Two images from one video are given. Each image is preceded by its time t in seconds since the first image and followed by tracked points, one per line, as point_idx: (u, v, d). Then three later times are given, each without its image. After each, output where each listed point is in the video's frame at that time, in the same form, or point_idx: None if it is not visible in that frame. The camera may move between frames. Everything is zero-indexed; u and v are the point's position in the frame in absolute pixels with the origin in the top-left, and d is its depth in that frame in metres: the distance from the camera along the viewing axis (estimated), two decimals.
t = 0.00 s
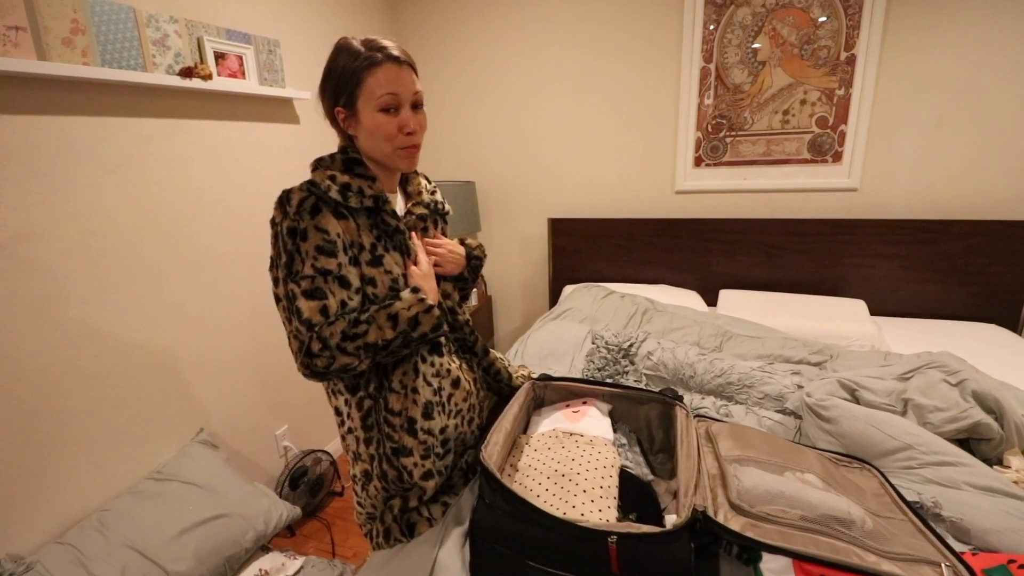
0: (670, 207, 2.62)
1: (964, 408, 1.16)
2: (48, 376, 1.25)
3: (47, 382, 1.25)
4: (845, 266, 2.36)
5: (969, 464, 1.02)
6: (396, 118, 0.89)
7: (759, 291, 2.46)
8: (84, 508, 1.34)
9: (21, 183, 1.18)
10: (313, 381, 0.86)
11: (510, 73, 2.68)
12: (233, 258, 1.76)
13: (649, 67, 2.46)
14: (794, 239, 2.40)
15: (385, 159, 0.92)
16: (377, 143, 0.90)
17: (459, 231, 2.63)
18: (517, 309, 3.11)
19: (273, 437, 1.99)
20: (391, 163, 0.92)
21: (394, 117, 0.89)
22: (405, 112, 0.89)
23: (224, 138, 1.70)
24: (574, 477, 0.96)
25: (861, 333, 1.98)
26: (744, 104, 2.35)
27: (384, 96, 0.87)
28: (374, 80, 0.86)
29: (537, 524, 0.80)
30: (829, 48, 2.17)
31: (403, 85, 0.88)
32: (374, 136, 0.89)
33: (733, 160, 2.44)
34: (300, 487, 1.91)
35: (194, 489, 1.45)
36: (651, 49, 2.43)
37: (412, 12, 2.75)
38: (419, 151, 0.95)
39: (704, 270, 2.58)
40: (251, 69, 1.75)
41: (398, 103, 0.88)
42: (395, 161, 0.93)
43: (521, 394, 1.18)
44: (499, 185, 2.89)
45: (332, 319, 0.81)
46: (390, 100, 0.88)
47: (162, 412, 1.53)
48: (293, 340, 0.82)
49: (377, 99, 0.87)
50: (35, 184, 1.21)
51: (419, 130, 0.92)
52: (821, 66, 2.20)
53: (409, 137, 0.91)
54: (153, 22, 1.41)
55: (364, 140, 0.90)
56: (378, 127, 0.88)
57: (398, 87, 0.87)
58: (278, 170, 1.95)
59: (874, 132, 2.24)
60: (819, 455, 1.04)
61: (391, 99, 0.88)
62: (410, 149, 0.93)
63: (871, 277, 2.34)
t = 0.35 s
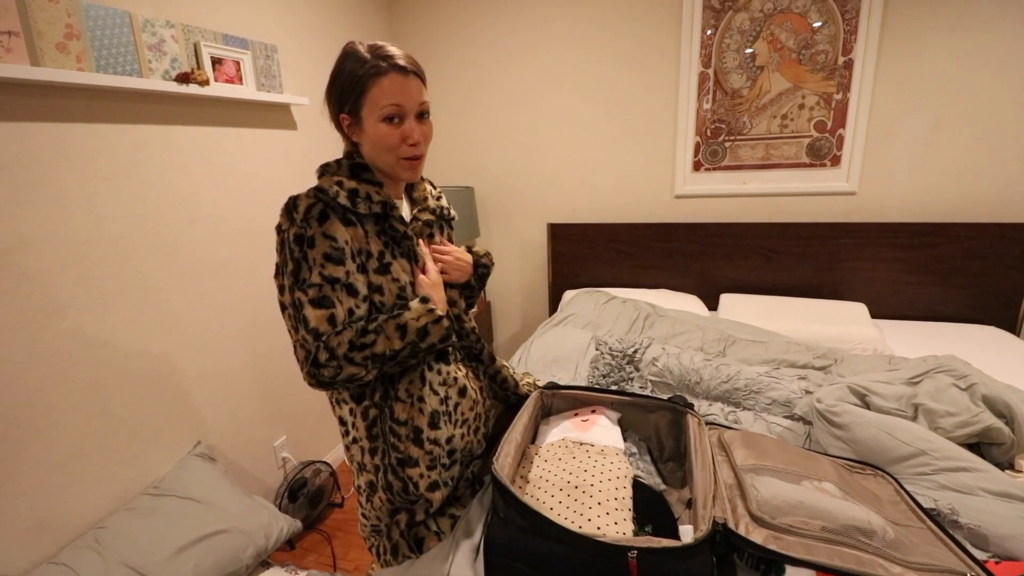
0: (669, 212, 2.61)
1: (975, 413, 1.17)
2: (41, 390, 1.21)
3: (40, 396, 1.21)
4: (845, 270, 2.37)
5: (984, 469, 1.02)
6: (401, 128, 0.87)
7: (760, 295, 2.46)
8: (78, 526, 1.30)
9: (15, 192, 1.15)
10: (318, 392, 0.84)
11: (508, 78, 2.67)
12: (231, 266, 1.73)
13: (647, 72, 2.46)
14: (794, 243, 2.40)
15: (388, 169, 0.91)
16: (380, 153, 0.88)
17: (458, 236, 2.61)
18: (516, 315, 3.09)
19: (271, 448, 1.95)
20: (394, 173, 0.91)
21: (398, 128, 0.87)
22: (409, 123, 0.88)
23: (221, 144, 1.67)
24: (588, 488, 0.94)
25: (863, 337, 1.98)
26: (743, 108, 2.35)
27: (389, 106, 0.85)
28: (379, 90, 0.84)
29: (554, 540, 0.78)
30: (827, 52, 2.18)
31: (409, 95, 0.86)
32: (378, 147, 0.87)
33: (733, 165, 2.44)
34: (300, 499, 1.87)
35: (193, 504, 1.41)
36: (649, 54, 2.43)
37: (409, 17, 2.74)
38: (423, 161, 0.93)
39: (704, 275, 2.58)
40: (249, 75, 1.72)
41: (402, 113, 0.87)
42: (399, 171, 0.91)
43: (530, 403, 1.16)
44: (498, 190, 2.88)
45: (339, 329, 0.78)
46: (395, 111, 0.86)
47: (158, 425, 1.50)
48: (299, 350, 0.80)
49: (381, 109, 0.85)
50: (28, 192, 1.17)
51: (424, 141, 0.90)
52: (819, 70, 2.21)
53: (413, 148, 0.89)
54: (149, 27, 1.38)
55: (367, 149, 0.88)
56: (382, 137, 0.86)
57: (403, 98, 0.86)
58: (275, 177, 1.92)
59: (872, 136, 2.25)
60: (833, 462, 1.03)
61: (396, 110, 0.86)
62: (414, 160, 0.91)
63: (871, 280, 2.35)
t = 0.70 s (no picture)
0: (665, 215, 2.62)
1: (973, 417, 1.19)
2: (28, 395, 1.18)
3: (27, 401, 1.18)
4: (838, 274, 2.39)
5: (984, 474, 1.03)
6: (406, 132, 0.86)
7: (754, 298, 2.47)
8: (66, 535, 1.27)
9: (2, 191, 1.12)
10: (321, 397, 0.83)
11: (504, 80, 2.66)
12: (224, 268, 1.70)
13: (643, 75, 2.47)
14: (788, 247, 2.42)
15: (392, 173, 0.89)
16: (384, 158, 0.87)
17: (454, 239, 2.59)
18: (510, 317, 3.08)
19: (264, 454, 1.92)
20: (398, 178, 0.90)
21: (403, 133, 0.86)
22: (414, 128, 0.86)
23: (215, 144, 1.65)
24: (592, 495, 0.93)
25: (858, 341, 1.99)
26: (738, 113, 2.36)
27: (394, 111, 0.84)
28: (384, 94, 0.83)
29: (562, 549, 0.77)
30: (821, 58, 2.20)
31: (414, 99, 0.85)
32: (382, 151, 0.86)
33: (728, 169, 2.45)
34: (293, 505, 1.84)
35: (186, 511, 1.38)
36: (645, 58, 2.44)
37: (405, 17, 2.72)
38: (427, 166, 0.92)
39: (699, 278, 2.59)
40: (243, 73, 1.70)
41: (407, 118, 0.86)
42: (403, 177, 0.90)
43: (530, 410, 1.14)
44: (493, 192, 2.86)
45: (344, 334, 0.77)
46: (400, 116, 0.85)
47: (149, 431, 1.46)
48: (303, 355, 0.79)
49: (385, 114, 0.84)
50: (15, 192, 1.14)
51: (428, 147, 0.89)
52: (814, 76, 2.23)
53: (418, 153, 0.88)
54: (142, 24, 1.35)
55: (371, 153, 0.87)
56: (386, 142, 0.85)
57: (408, 103, 0.84)
58: (269, 177, 1.90)
59: (865, 141, 2.27)
60: (835, 467, 1.03)
61: (401, 114, 0.85)
62: (418, 165, 0.90)
63: (864, 284, 2.37)
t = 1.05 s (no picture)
0: (662, 209, 2.62)
1: (969, 409, 1.21)
2: (21, 393, 1.16)
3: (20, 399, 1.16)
4: (833, 268, 2.40)
5: (979, 465, 1.05)
6: (408, 125, 0.85)
7: (750, 292, 2.48)
8: (62, 534, 1.26)
9: None
10: (319, 392, 0.82)
11: (500, 73, 2.64)
12: (219, 263, 1.68)
13: (640, 69, 2.46)
14: (784, 241, 2.43)
15: (394, 167, 0.88)
16: (386, 151, 0.86)
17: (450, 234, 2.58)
18: (507, 312, 3.07)
19: (261, 450, 1.91)
20: (401, 171, 0.89)
21: (406, 126, 0.85)
22: (417, 121, 0.85)
23: (208, 137, 1.62)
24: (594, 489, 0.93)
25: (853, 334, 2.01)
26: (735, 107, 2.36)
27: (396, 104, 0.83)
28: (386, 86, 0.82)
29: (566, 543, 0.77)
30: (818, 52, 2.20)
31: (417, 92, 0.84)
32: (384, 145, 0.85)
33: (725, 163, 2.45)
34: (291, 501, 1.83)
35: (183, 508, 1.38)
36: (642, 51, 2.43)
37: (399, 9, 2.69)
38: (431, 159, 0.91)
39: (695, 272, 2.59)
40: (235, 65, 1.67)
41: (410, 111, 0.84)
42: (406, 170, 0.89)
43: (530, 406, 1.13)
44: (489, 187, 2.85)
45: (346, 331, 0.76)
46: (402, 108, 0.84)
47: (145, 428, 1.45)
48: (304, 350, 0.78)
49: (387, 107, 0.83)
50: (5, 185, 1.12)
51: (431, 140, 0.88)
52: (810, 70, 2.23)
53: (421, 147, 0.87)
54: (132, 14, 1.32)
55: (373, 147, 0.86)
56: (388, 135, 0.84)
57: (411, 95, 0.83)
58: (264, 171, 1.87)
59: (861, 135, 2.28)
60: (835, 459, 1.04)
61: (403, 107, 0.84)
62: (421, 159, 0.89)
63: (858, 278, 2.39)
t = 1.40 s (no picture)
0: (659, 208, 2.62)
1: (965, 405, 1.22)
2: (21, 391, 1.16)
3: (20, 397, 1.16)
4: (830, 266, 2.41)
5: (974, 460, 1.06)
6: (411, 124, 0.85)
7: (747, 290, 2.49)
8: (61, 532, 1.25)
9: None
10: (323, 389, 0.82)
11: (499, 72, 2.65)
12: (218, 261, 1.68)
13: (639, 68, 2.46)
14: (781, 239, 2.44)
15: (396, 165, 0.89)
16: (388, 149, 0.86)
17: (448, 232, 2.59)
18: (505, 311, 3.08)
19: (260, 448, 1.91)
20: (402, 170, 0.89)
21: (408, 125, 0.85)
22: (419, 120, 0.85)
23: (208, 135, 1.62)
24: (594, 485, 0.93)
25: (849, 332, 2.02)
26: (732, 106, 2.37)
27: (399, 103, 0.83)
28: (389, 84, 0.82)
29: (565, 538, 0.78)
30: (815, 52, 2.21)
31: (420, 91, 0.84)
32: (386, 143, 0.85)
33: (722, 161, 2.46)
34: (290, 499, 1.83)
35: (183, 506, 1.38)
36: (640, 50, 2.43)
37: (398, 8, 2.69)
38: (432, 159, 0.91)
39: (693, 271, 2.60)
40: (235, 64, 1.67)
41: (412, 110, 0.85)
42: (407, 169, 0.89)
43: (530, 402, 1.14)
44: (488, 185, 2.86)
45: (351, 329, 0.77)
46: (405, 107, 0.84)
47: (145, 426, 1.45)
48: (309, 347, 0.78)
49: (390, 105, 0.83)
50: (4, 183, 1.12)
51: (433, 139, 0.88)
52: (807, 69, 2.23)
53: (422, 146, 0.87)
54: (133, 12, 1.32)
55: (375, 145, 0.87)
56: (390, 133, 0.84)
57: (414, 95, 0.84)
58: (263, 170, 1.87)
59: (858, 134, 2.29)
60: (832, 455, 1.05)
61: (406, 106, 0.84)
62: (423, 158, 0.89)
63: (854, 276, 2.40)
